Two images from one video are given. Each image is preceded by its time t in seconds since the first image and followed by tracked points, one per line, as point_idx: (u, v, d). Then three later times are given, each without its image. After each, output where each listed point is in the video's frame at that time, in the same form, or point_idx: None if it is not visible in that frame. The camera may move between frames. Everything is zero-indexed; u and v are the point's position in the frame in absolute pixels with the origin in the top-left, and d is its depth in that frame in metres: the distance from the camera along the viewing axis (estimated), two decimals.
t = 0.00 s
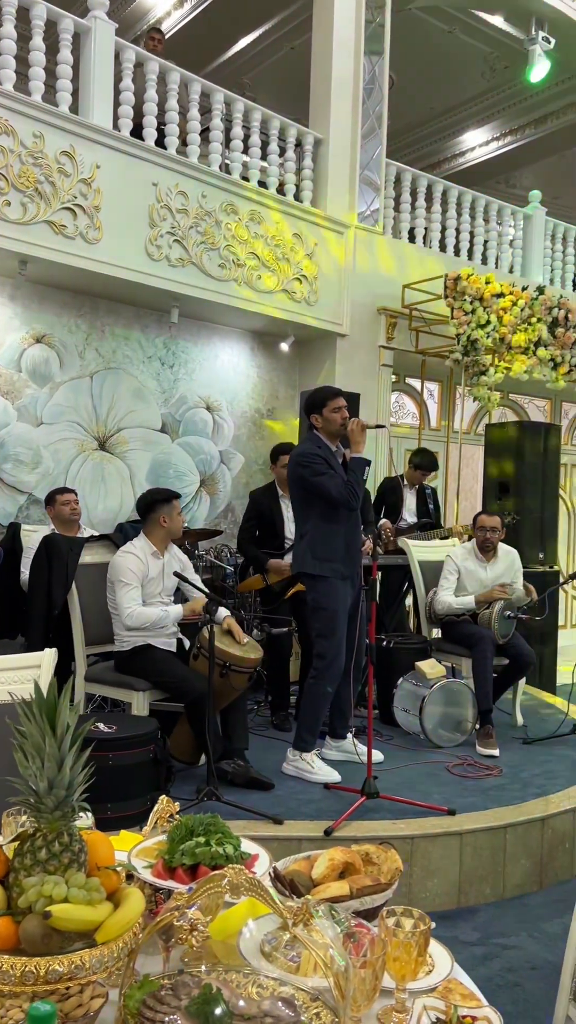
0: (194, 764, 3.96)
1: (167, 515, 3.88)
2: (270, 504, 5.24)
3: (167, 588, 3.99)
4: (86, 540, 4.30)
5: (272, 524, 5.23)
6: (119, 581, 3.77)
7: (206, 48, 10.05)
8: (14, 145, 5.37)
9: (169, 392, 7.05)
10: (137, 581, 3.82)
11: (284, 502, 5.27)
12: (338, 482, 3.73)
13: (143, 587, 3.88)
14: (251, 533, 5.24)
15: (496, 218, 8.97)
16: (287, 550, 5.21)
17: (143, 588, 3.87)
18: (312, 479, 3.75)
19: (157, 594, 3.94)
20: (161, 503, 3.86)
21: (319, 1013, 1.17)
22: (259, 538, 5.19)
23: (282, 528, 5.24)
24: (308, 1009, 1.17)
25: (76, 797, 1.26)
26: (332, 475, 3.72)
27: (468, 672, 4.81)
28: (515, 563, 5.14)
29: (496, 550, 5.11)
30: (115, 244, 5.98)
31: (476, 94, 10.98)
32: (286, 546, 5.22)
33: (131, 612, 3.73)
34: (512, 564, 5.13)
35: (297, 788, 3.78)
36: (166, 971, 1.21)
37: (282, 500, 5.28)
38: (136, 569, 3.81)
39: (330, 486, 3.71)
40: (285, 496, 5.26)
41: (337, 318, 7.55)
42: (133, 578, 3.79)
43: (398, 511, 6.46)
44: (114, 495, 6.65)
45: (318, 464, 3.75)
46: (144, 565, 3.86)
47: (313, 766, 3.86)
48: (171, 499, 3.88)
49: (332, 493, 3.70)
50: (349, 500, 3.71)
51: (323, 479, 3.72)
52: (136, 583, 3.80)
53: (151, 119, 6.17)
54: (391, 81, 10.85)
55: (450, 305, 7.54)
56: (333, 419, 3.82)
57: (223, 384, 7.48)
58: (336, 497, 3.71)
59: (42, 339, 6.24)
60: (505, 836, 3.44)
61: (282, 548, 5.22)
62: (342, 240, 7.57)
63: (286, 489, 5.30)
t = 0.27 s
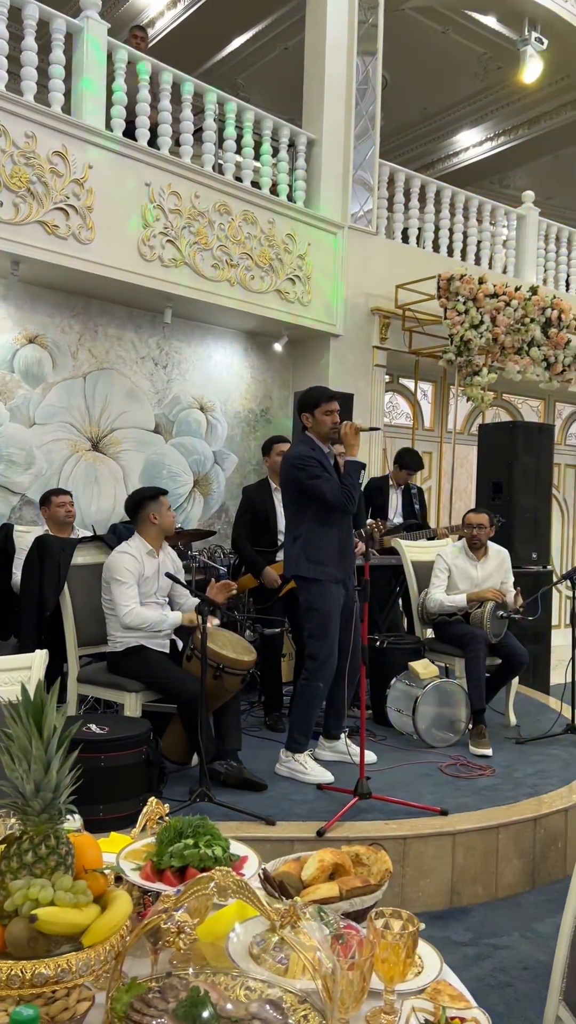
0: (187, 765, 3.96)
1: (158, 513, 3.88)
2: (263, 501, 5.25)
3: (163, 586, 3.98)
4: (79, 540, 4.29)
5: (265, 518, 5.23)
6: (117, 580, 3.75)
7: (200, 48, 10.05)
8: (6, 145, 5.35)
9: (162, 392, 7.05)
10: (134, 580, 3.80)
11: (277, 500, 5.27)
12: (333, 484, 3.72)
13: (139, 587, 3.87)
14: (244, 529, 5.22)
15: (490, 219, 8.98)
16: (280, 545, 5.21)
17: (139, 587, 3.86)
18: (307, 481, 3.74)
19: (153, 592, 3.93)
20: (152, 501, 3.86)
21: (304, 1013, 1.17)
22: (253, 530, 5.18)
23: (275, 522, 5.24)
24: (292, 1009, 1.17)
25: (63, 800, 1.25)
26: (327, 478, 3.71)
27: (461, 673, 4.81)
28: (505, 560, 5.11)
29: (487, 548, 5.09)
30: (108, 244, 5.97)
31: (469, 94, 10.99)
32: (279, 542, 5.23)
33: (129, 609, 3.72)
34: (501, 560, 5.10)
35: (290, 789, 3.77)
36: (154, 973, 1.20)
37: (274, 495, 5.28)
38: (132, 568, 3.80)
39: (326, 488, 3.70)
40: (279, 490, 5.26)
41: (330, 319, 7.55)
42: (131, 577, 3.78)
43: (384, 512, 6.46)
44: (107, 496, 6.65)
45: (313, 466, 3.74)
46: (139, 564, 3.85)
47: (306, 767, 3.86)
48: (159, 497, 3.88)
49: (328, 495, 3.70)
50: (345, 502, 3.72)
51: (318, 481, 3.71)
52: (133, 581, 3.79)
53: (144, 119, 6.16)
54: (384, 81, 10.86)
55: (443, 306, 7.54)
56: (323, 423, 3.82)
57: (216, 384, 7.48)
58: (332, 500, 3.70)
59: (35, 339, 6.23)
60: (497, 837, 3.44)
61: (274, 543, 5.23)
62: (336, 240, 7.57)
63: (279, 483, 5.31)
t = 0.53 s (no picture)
0: (181, 765, 3.95)
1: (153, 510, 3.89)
2: (260, 500, 5.23)
3: (157, 584, 3.99)
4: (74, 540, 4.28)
5: (261, 517, 5.22)
6: (116, 576, 3.73)
7: (196, 48, 10.04)
8: (0, 144, 5.34)
9: (158, 392, 7.04)
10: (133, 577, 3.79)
11: (273, 497, 5.26)
12: (336, 481, 3.72)
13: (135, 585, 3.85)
14: (240, 528, 5.22)
15: (486, 218, 8.98)
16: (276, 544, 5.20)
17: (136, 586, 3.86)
18: (310, 478, 3.72)
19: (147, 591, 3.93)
20: (146, 499, 3.86)
21: (288, 1013, 1.16)
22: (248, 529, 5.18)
23: (271, 520, 5.23)
24: (276, 1010, 1.17)
25: (50, 801, 1.25)
26: (330, 474, 3.70)
27: (457, 672, 4.81)
28: (501, 559, 5.14)
29: (483, 548, 5.10)
30: (103, 243, 5.96)
31: (465, 94, 10.99)
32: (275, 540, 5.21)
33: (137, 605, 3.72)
34: (498, 561, 5.12)
35: (285, 789, 3.77)
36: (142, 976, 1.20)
37: (270, 493, 5.27)
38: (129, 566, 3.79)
39: (329, 486, 3.69)
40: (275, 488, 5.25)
41: (326, 319, 7.55)
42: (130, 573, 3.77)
43: (371, 512, 6.46)
44: (103, 496, 6.64)
45: (316, 463, 3.73)
46: (135, 562, 3.84)
47: (301, 767, 3.85)
48: (153, 495, 3.89)
49: (330, 492, 3.68)
50: (348, 500, 3.70)
51: (321, 478, 3.70)
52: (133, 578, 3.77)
53: (139, 119, 6.15)
54: (381, 80, 10.85)
55: (439, 305, 7.53)
56: (324, 419, 3.81)
57: (212, 384, 7.47)
58: (334, 497, 3.70)
59: (30, 339, 6.23)
60: (492, 836, 3.44)
61: (270, 541, 5.20)
62: (332, 239, 7.57)
63: (276, 482, 5.31)
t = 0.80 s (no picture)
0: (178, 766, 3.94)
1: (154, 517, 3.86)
2: (257, 502, 5.23)
3: (153, 587, 3.97)
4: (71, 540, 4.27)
5: (259, 520, 5.22)
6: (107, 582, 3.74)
7: (194, 47, 10.03)
8: None
9: (156, 392, 7.03)
10: (125, 582, 3.79)
11: (271, 501, 5.26)
12: (339, 482, 3.70)
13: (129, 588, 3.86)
14: (236, 531, 5.22)
15: (485, 217, 8.96)
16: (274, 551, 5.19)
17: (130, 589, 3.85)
18: (313, 479, 3.70)
19: (142, 593, 3.93)
20: (148, 505, 3.83)
21: (276, 1014, 1.15)
22: (244, 532, 5.18)
23: (269, 527, 5.22)
24: (264, 1011, 1.16)
25: (38, 801, 1.23)
26: (333, 476, 3.70)
27: (455, 672, 4.80)
28: (501, 560, 5.13)
29: (482, 548, 5.09)
30: (100, 242, 5.95)
31: (463, 92, 10.97)
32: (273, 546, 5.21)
33: (129, 611, 3.72)
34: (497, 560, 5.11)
35: (282, 789, 3.76)
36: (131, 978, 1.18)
37: (268, 499, 5.27)
38: (122, 570, 3.79)
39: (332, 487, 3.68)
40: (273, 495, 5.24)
41: (325, 318, 7.53)
42: (122, 579, 3.77)
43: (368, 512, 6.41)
44: (101, 496, 6.63)
45: (320, 463, 3.71)
46: (129, 565, 3.84)
47: (298, 767, 3.84)
48: (157, 502, 3.84)
49: (334, 493, 3.68)
50: (349, 501, 3.72)
51: (324, 478, 3.68)
52: (124, 583, 3.78)
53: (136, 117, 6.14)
54: (380, 79, 10.84)
55: (438, 304, 7.52)
56: (327, 420, 3.80)
57: (210, 383, 7.46)
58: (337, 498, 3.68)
59: (28, 338, 6.22)
60: (490, 836, 3.43)
61: (267, 545, 5.20)
62: (330, 238, 7.55)
63: (275, 489, 5.29)
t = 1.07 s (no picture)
0: (178, 765, 3.94)
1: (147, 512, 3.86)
2: (256, 503, 5.23)
3: (151, 586, 3.95)
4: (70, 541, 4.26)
5: (259, 521, 5.22)
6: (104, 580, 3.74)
7: (195, 46, 10.02)
8: None
9: (157, 391, 7.03)
10: (122, 580, 3.79)
11: (271, 501, 5.26)
12: (341, 481, 3.69)
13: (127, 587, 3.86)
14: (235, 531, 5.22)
15: (486, 216, 8.94)
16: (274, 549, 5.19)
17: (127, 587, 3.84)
18: (315, 479, 3.69)
19: (141, 592, 3.91)
20: (140, 499, 3.84)
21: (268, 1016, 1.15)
22: (244, 531, 5.17)
23: (269, 526, 5.22)
24: (256, 1012, 1.15)
25: (28, 802, 1.22)
26: (334, 475, 3.68)
27: (456, 671, 4.78)
28: (500, 558, 5.11)
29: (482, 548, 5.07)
30: (100, 241, 5.94)
31: (465, 91, 10.95)
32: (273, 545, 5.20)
33: (123, 609, 3.71)
34: (497, 558, 5.09)
35: (281, 789, 3.75)
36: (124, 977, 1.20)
37: (268, 498, 5.26)
38: (119, 569, 3.79)
39: (334, 487, 3.66)
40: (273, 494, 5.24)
41: (326, 317, 7.52)
42: (118, 577, 3.77)
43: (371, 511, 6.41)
44: (102, 496, 6.63)
45: (321, 464, 3.70)
46: (127, 564, 3.83)
47: (298, 767, 3.84)
48: (149, 496, 3.86)
49: (336, 493, 3.66)
50: (352, 500, 3.67)
51: (326, 478, 3.67)
52: (121, 582, 3.77)
53: (136, 116, 6.13)
54: (381, 77, 10.82)
55: (438, 302, 7.50)
56: (329, 420, 3.80)
57: (211, 382, 7.46)
58: (339, 497, 3.67)
59: (28, 338, 6.22)
60: (490, 836, 3.41)
61: (268, 546, 5.19)
62: (331, 237, 7.54)
63: (274, 488, 5.28)
